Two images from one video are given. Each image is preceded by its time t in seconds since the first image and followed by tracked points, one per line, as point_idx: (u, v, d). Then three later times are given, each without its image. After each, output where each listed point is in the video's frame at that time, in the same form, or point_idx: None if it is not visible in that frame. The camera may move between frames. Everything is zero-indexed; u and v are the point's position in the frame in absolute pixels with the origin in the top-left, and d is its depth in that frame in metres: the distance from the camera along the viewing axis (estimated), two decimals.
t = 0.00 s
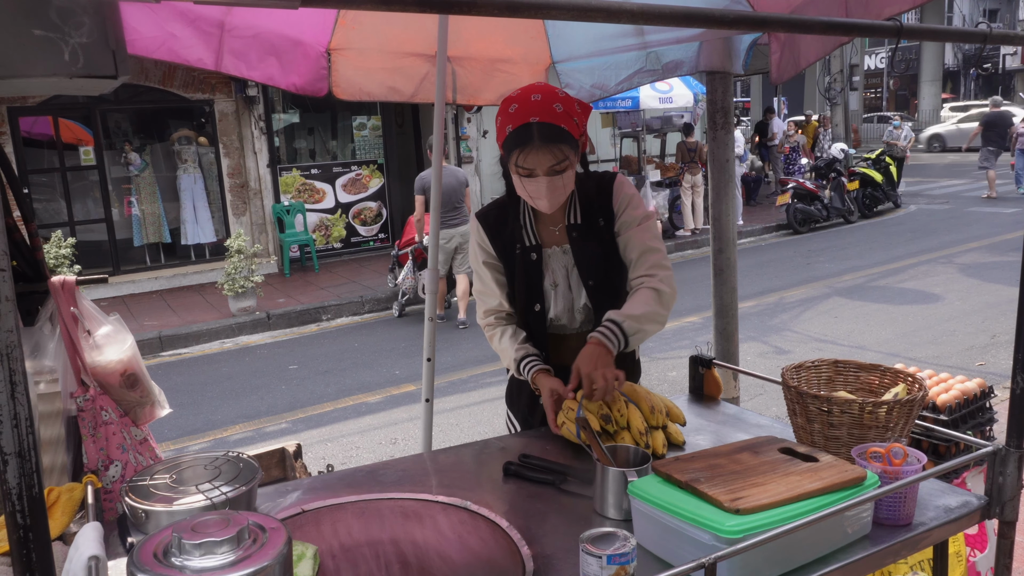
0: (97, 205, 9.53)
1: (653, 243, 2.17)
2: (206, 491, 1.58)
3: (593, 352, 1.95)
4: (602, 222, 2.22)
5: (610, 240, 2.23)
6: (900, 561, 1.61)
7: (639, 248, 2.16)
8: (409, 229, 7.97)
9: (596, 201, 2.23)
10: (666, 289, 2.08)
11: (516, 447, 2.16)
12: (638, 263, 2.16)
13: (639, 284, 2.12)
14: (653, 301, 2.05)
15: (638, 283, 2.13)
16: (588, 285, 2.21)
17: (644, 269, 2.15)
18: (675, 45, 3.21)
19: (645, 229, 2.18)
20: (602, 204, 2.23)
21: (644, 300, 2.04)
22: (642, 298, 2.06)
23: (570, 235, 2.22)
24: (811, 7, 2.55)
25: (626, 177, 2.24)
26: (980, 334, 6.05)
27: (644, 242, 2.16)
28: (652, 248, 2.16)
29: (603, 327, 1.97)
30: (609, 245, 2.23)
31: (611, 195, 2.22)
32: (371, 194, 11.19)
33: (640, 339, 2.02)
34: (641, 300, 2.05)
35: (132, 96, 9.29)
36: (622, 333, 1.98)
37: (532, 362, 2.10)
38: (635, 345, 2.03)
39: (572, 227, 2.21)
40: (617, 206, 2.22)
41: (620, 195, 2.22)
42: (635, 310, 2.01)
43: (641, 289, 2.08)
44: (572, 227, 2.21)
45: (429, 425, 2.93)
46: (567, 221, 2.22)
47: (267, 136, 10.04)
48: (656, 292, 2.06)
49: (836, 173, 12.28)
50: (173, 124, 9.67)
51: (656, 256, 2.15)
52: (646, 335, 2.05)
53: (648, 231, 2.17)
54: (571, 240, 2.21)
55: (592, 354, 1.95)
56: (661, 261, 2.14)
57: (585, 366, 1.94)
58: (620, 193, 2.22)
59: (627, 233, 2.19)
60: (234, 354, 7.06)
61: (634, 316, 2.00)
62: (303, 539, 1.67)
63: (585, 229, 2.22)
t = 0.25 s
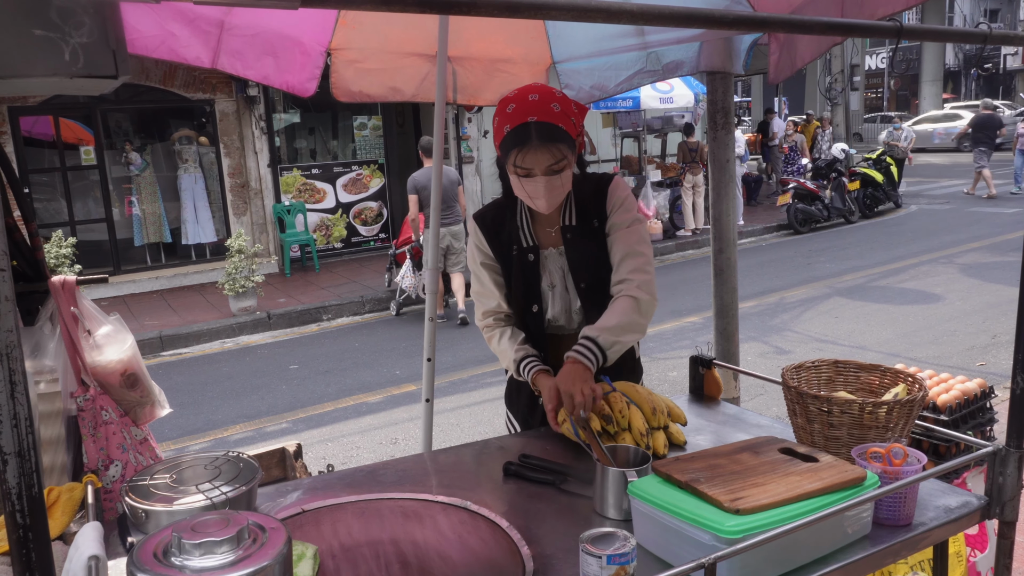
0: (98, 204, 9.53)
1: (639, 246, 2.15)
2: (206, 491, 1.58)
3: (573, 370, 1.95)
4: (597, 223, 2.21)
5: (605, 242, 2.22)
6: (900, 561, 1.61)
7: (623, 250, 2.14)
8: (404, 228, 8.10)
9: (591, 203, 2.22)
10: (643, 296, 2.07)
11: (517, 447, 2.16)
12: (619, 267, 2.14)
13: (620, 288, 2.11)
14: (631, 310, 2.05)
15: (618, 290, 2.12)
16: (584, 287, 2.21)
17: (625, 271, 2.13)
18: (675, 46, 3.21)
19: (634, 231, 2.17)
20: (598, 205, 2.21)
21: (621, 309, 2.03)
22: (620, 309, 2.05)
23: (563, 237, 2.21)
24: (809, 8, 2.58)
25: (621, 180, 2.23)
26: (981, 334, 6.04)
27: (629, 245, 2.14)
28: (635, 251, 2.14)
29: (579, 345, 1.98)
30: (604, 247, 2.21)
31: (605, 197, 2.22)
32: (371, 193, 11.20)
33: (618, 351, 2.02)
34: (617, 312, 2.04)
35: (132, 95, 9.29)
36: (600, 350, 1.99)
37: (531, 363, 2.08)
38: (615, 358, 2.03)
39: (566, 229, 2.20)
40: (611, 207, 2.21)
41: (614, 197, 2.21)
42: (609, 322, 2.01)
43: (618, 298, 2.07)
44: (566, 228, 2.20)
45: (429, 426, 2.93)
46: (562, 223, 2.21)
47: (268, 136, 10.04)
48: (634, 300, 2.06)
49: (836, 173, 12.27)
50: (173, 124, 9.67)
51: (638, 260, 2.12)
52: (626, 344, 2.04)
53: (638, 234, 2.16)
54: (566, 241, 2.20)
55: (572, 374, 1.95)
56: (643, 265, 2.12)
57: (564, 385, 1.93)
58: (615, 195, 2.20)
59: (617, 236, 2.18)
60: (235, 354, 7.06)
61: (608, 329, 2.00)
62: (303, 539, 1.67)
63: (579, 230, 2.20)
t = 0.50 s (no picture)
0: (98, 204, 9.53)
1: (620, 252, 2.11)
2: (207, 491, 1.58)
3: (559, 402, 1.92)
4: (591, 223, 2.20)
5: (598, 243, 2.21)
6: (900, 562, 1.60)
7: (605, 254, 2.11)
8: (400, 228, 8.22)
9: (586, 204, 2.21)
10: (616, 305, 2.03)
11: (517, 447, 2.16)
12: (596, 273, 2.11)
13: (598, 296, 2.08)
14: (605, 320, 2.01)
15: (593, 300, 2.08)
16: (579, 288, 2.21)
17: (604, 275, 2.09)
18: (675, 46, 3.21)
19: (622, 235, 2.14)
20: (592, 206, 2.21)
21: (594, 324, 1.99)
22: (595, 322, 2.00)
23: (558, 238, 2.21)
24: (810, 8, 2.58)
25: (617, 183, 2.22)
26: (981, 334, 6.04)
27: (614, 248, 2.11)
28: (618, 256, 2.11)
29: (557, 374, 1.93)
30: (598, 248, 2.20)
31: (600, 198, 2.20)
32: (372, 193, 11.20)
33: (597, 367, 1.97)
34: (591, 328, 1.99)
35: (133, 95, 9.30)
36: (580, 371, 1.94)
37: (533, 361, 2.08)
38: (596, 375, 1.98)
39: (561, 230, 2.20)
40: (606, 209, 2.19)
41: (609, 198, 2.20)
42: (585, 341, 1.97)
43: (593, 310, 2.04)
44: (561, 230, 2.20)
45: (429, 426, 2.93)
46: (557, 224, 2.21)
47: (268, 137, 10.04)
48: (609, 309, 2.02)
49: (836, 173, 12.27)
50: (174, 124, 9.68)
51: (620, 264, 2.09)
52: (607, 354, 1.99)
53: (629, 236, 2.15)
54: (560, 242, 2.20)
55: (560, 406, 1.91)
56: (623, 270, 2.08)
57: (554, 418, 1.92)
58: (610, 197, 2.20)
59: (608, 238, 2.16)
60: (235, 354, 7.07)
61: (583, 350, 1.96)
62: (303, 539, 1.67)
63: (574, 231, 2.20)
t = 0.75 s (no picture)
0: (99, 204, 9.53)
1: (611, 252, 2.10)
2: (206, 490, 1.58)
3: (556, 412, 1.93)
4: (586, 223, 2.21)
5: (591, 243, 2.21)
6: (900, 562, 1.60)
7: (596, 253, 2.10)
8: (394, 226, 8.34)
9: (581, 204, 2.22)
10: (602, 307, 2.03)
11: (517, 447, 2.16)
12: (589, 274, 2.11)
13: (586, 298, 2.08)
14: (592, 324, 2.01)
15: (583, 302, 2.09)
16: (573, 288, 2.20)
17: (594, 275, 2.08)
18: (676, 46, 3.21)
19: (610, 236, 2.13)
20: (586, 207, 2.21)
21: (583, 327, 2.00)
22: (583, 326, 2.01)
23: (553, 237, 2.20)
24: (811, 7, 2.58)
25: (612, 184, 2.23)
26: (981, 334, 6.04)
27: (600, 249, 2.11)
28: (607, 256, 2.10)
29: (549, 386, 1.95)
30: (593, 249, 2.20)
31: (595, 199, 2.21)
32: (372, 194, 11.20)
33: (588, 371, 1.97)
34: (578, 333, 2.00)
35: (133, 96, 9.30)
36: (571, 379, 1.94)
37: (534, 361, 2.08)
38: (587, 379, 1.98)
39: (555, 230, 2.20)
40: (600, 210, 2.19)
41: (605, 199, 2.20)
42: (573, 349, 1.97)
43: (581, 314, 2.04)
44: (556, 230, 2.20)
45: (429, 426, 2.92)
46: (552, 224, 2.21)
47: (269, 137, 10.04)
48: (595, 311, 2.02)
49: (837, 174, 12.27)
50: (175, 124, 9.69)
51: (610, 263, 2.08)
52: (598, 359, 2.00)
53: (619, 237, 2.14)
54: (555, 242, 2.20)
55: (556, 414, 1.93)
56: (612, 270, 2.08)
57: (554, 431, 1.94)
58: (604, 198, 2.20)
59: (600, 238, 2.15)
60: (236, 354, 7.07)
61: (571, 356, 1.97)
62: (303, 539, 1.67)
63: (568, 230, 2.20)
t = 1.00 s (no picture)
0: (100, 204, 9.54)
1: (622, 241, 2.13)
2: (206, 491, 1.58)
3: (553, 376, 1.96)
4: (586, 220, 2.23)
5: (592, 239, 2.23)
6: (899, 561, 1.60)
7: (607, 246, 2.13)
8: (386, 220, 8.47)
9: (579, 201, 2.23)
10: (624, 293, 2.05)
11: (517, 447, 2.16)
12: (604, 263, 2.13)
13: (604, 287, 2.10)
14: (613, 309, 2.03)
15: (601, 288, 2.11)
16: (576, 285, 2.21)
17: (608, 267, 2.11)
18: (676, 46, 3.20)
19: (619, 226, 2.17)
20: (585, 203, 2.23)
21: (604, 309, 2.02)
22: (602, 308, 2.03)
23: (554, 236, 2.21)
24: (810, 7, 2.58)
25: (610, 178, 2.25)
26: (981, 334, 6.04)
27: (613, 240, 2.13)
28: (620, 246, 2.13)
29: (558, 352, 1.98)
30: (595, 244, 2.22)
31: (594, 195, 2.23)
32: (372, 194, 11.21)
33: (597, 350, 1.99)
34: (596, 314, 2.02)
35: (134, 96, 9.31)
36: (580, 351, 1.97)
37: (537, 370, 2.06)
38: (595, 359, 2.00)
39: (556, 229, 2.21)
40: (599, 205, 2.22)
41: (604, 194, 2.23)
42: (588, 326, 1.99)
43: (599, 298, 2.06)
44: (556, 228, 2.21)
45: (429, 425, 2.92)
46: (552, 223, 2.22)
47: (270, 137, 10.04)
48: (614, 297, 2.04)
49: (837, 174, 12.28)
50: (176, 124, 9.70)
51: (622, 255, 2.11)
52: (610, 342, 2.02)
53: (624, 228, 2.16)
54: (556, 240, 2.21)
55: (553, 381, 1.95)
56: (626, 260, 2.10)
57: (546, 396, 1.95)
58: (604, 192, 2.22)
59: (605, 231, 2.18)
60: (236, 354, 7.07)
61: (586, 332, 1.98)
62: (303, 538, 1.67)
63: (569, 227, 2.21)
